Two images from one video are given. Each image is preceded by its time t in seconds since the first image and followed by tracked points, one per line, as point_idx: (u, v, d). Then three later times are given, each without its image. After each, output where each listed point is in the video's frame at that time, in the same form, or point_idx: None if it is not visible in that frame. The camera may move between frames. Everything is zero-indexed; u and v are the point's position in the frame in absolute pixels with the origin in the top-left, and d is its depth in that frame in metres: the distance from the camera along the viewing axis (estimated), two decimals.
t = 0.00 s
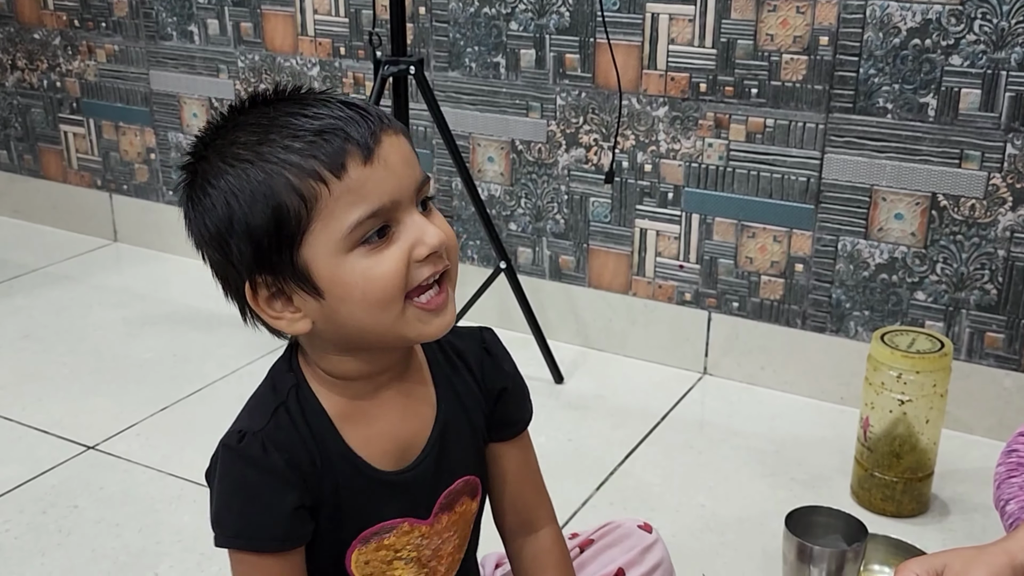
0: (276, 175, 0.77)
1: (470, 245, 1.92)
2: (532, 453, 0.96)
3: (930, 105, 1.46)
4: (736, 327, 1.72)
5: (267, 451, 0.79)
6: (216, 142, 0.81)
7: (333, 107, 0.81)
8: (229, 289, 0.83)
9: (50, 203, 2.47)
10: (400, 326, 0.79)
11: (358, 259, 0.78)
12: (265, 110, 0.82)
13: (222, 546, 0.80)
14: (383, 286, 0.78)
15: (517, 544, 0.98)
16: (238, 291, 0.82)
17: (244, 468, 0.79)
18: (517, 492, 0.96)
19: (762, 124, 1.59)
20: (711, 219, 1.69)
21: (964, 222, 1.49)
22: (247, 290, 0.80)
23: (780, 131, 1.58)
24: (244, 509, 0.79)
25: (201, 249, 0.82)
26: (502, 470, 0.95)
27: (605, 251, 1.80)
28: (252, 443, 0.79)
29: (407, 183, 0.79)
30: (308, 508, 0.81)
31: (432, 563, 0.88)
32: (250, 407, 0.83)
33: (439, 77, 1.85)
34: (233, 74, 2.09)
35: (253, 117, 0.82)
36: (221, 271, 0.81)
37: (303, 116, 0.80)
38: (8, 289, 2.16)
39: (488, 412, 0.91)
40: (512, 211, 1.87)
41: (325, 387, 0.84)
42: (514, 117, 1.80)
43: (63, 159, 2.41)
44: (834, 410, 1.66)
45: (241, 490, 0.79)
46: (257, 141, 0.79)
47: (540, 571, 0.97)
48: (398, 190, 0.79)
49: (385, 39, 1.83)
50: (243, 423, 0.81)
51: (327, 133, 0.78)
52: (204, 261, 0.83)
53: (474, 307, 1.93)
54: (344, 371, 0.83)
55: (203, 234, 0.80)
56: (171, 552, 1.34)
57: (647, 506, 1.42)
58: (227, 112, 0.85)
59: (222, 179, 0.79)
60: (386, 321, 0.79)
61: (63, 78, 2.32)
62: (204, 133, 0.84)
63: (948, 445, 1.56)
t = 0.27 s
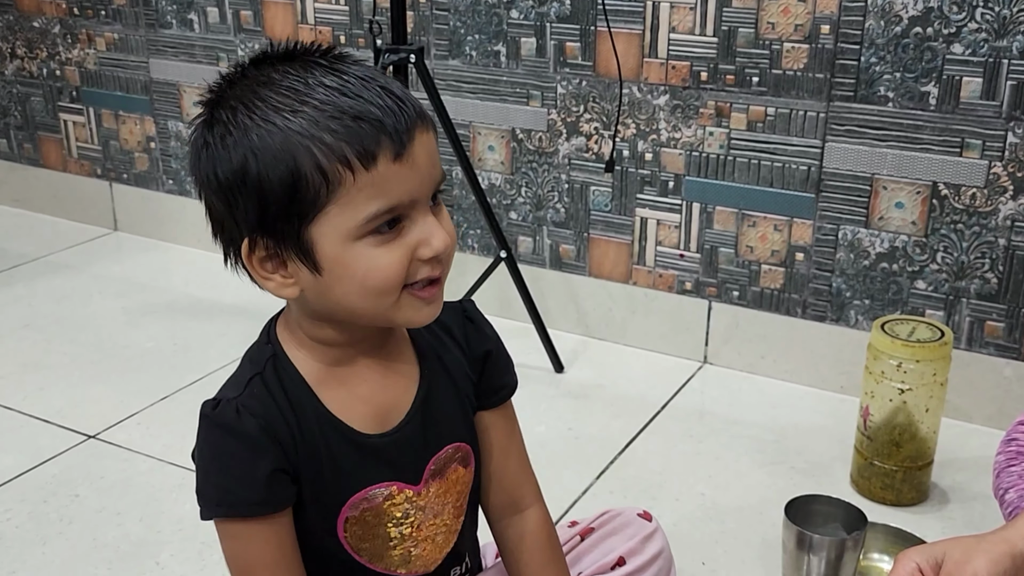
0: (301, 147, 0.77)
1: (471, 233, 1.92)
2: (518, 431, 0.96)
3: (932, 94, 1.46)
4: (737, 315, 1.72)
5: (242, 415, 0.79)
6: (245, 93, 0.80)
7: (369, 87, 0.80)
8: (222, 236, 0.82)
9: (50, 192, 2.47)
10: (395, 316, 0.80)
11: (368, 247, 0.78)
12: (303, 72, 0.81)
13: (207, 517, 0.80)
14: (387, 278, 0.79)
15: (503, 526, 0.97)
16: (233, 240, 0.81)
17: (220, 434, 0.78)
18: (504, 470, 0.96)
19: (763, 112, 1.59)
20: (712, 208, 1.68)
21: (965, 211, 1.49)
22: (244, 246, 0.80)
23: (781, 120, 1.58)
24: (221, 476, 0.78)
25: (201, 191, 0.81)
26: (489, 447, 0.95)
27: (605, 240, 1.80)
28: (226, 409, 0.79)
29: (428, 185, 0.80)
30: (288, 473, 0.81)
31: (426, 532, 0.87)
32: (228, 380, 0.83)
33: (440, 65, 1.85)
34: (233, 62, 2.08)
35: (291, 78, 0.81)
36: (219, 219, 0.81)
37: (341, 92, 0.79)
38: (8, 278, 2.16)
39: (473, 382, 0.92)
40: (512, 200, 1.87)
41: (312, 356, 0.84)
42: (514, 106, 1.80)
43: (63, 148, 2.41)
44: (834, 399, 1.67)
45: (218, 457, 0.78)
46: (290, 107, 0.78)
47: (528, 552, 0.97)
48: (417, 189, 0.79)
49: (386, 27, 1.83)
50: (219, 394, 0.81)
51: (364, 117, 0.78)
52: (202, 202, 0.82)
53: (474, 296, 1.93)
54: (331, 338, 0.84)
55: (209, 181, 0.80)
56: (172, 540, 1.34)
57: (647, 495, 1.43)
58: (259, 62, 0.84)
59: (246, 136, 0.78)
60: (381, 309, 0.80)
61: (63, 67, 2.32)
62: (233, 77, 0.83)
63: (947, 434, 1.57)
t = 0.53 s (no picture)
0: (291, 141, 0.77)
1: (472, 226, 1.92)
2: (522, 431, 0.96)
3: (932, 86, 1.45)
4: (737, 308, 1.73)
5: (249, 421, 0.79)
6: (234, 91, 0.80)
7: (358, 80, 0.80)
8: (218, 236, 0.83)
9: (50, 185, 2.47)
10: (394, 308, 0.80)
11: (363, 239, 0.78)
12: (289, 66, 0.81)
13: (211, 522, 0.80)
14: (383, 270, 0.79)
15: (509, 526, 0.97)
16: (229, 240, 0.82)
17: (226, 439, 0.79)
18: (509, 471, 0.96)
19: (763, 105, 1.59)
20: (712, 201, 1.68)
21: (966, 204, 1.49)
22: (240, 245, 0.80)
23: (782, 112, 1.58)
24: (227, 481, 0.78)
25: (194, 191, 0.82)
26: (495, 447, 0.95)
27: (606, 233, 1.80)
28: (233, 415, 0.79)
29: (421, 174, 0.79)
30: (294, 479, 0.81)
31: (432, 535, 0.88)
32: (236, 382, 0.83)
33: (440, 58, 1.84)
34: (233, 55, 2.08)
35: (278, 73, 0.81)
36: (214, 220, 0.81)
37: (328, 84, 0.79)
38: (9, 271, 2.16)
39: (480, 384, 0.92)
40: (513, 192, 1.87)
41: (317, 355, 0.84)
42: (514, 99, 1.80)
43: (63, 141, 2.41)
44: (834, 392, 1.67)
45: (225, 462, 0.79)
46: (278, 101, 0.78)
47: (534, 551, 0.97)
48: (409, 179, 0.79)
49: (386, 20, 1.83)
50: (227, 397, 0.81)
51: (352, 109, 0.78)
52: (197, 203, 0.83)
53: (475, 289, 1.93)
54: (333, 338, 0.84)
55: (202, 181, 0.80)
56: (174, 533, 1.35)
57: (647, 487, 1.43)
58: (248, 60, 0.84)
59: (235, 133, 0.78)
60: (380, 302, 0.80)
61: (63, 60, 2.32)
62: (223, 75, 0.83)
63: (948, 426, 1.57)
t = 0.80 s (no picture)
0: (275, 140, 0.77)
1: (471, 223, 1.92)
2: (524, 433, 0.96)
3: (932, 82, 1.45)
4: (737, 305, 1.73)
5: (247, 427, 0.79)
6: (216, 96, 0.81)
7: (339, 76, 0.80)
8: (211, 246, 0.83)
9: (50, 182, 2.47)
10: (390, 303, 0.80)
11: (353, 234, 0.78)
12: (270, 67, 0.81)
13: (210, 528, 0.80)
14: (376, 264, 0.78)
15: (513, 528, 0.98)
16: (222, 248, 0.81)
17: (226, 446, 0.78)
18: (511, 474, 0.96)
19: (763, 101, 1.59)
20: (712, 197, 1.68)
21: (966, 199, 1.49)
22: (232, 251, 0.80)
23: (781, 108, 1.58)
24: (226, 487, 0.78)
25: (185, 201, 0.82)
26: (496, 450, 0.95)
27: (605, 229, 1.80)
28: (231, 420, 0.79)
29: (408, 165, 0.79)
30: (293, 485, 0.81)
31: (431, 540, 0.88)
32: (234, 386, 0.83)
33: (439, 54, 1.84)
34: (232, 52, 2.08)
35: (258, 74, 0.81)
36: (206, 228, 0.81)
37: (309, 82, 0.79)
38: (9, 268, 2.16)
39: (480, 388, 0.92)
40: (512, 189, 1.87)
41: (315, 359, 0.84)
42: (514, 95, 1.80)
43: (63, 138, 2.40)
44: (834, 388, 1.67)
45: (224, 469, 0.78)
46: (260, 101, 0.78)
47: (539, 553, 0.97)
48: (398, 170, 0.78)
49: (385, 17, 1.83)
50: (225, 402, 0.81)
51: (334, 104, 0.78)
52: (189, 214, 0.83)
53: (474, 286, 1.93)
54: (331, 342, 0.84)
55: (192, 190, 0.80)
56: (173, 530, 1.35)
57: (647, 484, 1.43)
58: (229, 65, 0.84)
59: (220, 137, 0.78)
60: (375, 297, 0.79)
61: (62, 57, 2.32)
62: (204, 84, 0.83)
63: (947, 422, 1.57)
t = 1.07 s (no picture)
0: (279, 137, 0.77)
1: (472, 221, 1.92)
2: (527, 434, 0.96)
3: (933, 80, 1.45)
4: (737, 303, 1.73)
5: (250, 425, 0.79)
6: (220, 103, 0.81)
7: (338, 70, 0.81)
8: (226, 254, 0.83)
9: (51, 180, 2.47)
10: (407, 289, 0.80)
11: (362, 224, 0.78)
12: (269, 70, 0.82)
13: (210, 521, 0.80)
14: (386, 251, 0.78)
15: (519, 527, 0.98)
16: (237, 255, 0.82)
17: (228, 443, 0.79)
18: (513, 474, 0.96)
19: (763, 99, 1.59)
20: (712, 195, 1.68)
21: (966, 198, 1.49)
22: (246, 255, 0.80)
23: (781, 107, 1.58)
24: (227, 484, 0.79)
25: (198, 212, 0.82)
26: (497, 451, 0.95)
27: (605, 227, 1.80)
28: (235, 417, 0.79)
29: (412, 148, 0.79)
30: (294, 483, 0.81)
31: (430, 540, 0.88)
32: (238, 380, 0.83)
33: (440, 53, 1.84)
34: (233, 50, 2.08)
35: (257, 78, 0.81)
36: (220, 236, 0.81)
37: (309, 78, 0.80)
38: (9, 266, 2.16)
39: (481, 392, 0.91)
40: (513, 187, 1.87)
41: (326, 358, 0.84)
42: (514, 93, 1.80)
43: (63, 136, 2.40)
44: (834, 386, 1.67)
45: (225, 465, 0.79)
46: (261, 102, 0.79)
47: (546, 552, 0.97)
48: (403, 154, 0.79)
49: (386, 15, 1.83)
50: (229, 397, 0.81)
51: (334, 95, 0.78)
52: (203, 225, 0.83)
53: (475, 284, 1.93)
54: (341, 340, 0.84)
55: (203, 198, 0.80)
56: (173, 527, 1.35)
57: (646, 482, 1.43)
58: (226, 74, 0.85)
59: (225, 140, 0.78)
60: (389, 285, 0.79)
61: (63, 55, 2.32)
62: (205, 95, 0.84)
63: (947, 420, 1.57)
